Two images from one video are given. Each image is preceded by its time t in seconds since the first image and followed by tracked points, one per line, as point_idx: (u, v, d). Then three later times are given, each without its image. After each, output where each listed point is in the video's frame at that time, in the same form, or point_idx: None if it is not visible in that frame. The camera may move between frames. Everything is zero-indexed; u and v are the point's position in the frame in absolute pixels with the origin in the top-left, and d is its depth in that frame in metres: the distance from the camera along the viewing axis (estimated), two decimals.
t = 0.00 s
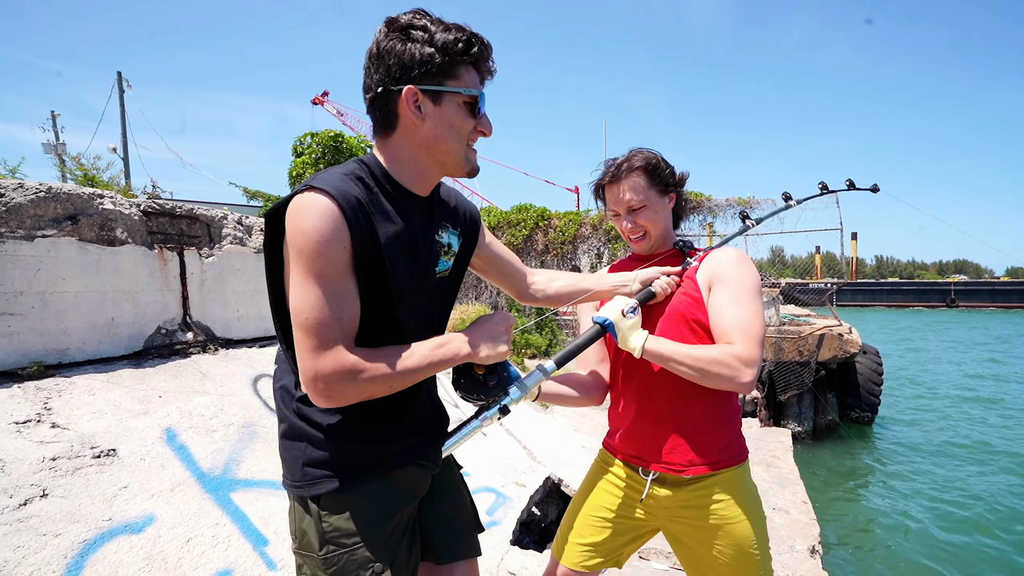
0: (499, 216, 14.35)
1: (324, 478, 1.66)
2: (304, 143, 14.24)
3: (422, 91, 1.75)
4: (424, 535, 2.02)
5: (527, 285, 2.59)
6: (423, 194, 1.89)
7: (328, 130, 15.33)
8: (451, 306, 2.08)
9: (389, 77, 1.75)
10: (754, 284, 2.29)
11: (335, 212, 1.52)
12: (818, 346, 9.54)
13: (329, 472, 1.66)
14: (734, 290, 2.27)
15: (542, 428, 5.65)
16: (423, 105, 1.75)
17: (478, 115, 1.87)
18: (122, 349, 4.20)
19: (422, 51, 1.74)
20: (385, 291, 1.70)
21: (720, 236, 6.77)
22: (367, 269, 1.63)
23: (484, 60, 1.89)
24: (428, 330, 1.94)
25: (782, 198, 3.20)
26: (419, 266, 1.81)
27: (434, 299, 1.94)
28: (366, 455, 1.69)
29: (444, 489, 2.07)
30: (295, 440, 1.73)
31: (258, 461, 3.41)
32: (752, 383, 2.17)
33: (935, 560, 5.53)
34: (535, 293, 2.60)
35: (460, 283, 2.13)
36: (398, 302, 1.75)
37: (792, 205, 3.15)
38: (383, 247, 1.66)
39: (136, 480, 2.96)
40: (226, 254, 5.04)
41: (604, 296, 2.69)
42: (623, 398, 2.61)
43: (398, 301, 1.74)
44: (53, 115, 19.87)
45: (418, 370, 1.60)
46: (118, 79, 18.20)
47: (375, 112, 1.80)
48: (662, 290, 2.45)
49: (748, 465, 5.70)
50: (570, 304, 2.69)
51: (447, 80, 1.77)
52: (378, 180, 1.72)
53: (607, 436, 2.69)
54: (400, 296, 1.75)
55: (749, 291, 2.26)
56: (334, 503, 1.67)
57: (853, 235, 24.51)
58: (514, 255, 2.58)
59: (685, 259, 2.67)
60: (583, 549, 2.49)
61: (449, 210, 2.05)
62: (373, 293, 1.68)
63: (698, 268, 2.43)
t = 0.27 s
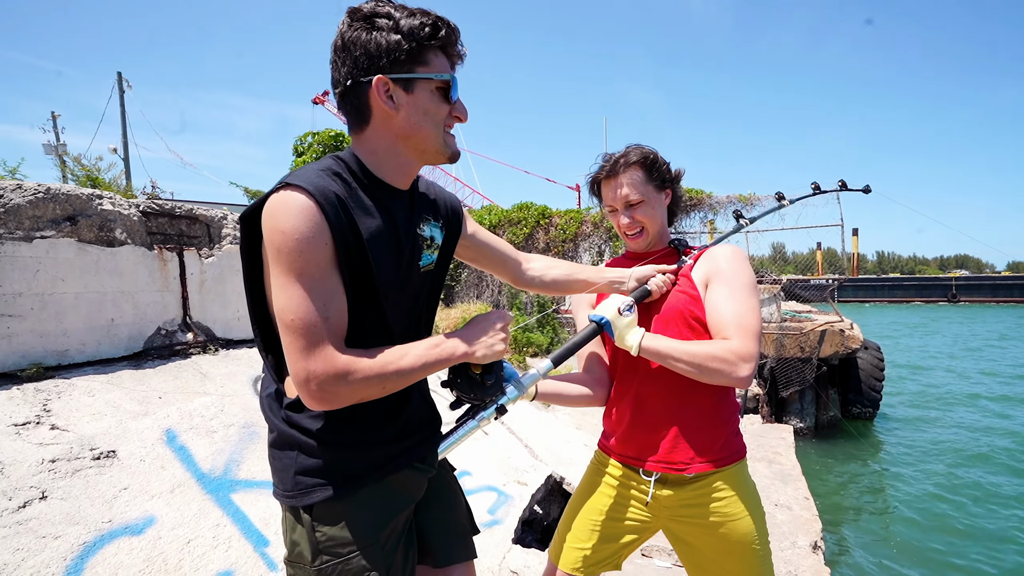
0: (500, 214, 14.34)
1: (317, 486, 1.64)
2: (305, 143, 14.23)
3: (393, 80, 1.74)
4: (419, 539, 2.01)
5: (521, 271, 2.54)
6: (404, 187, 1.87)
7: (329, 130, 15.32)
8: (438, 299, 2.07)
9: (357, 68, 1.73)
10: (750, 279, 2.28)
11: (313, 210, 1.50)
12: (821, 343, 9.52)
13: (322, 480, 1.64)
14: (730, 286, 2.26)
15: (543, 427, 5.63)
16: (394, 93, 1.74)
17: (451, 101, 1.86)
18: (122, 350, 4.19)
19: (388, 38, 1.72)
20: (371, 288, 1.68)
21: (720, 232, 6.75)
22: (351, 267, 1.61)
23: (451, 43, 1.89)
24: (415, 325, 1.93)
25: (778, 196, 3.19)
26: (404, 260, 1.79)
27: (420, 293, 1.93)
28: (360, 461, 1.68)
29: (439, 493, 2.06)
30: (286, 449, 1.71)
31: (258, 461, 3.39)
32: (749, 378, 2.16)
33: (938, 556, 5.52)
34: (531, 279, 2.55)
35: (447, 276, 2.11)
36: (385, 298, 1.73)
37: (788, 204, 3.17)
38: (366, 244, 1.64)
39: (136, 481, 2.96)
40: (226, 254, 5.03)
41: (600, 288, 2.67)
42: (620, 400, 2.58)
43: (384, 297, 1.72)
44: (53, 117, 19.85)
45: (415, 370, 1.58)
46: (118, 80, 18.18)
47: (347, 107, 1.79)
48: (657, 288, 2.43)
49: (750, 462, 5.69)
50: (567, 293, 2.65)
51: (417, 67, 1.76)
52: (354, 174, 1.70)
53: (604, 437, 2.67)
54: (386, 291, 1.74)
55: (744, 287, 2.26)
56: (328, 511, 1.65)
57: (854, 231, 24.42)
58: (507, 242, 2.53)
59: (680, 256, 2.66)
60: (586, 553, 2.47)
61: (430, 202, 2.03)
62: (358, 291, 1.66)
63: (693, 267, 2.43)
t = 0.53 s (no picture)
0: (500, 216, 14.35)
1: (306, 493, 1.65)
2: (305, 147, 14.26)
3: (367, 80, 1.76)
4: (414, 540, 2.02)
5: (516, 267, 2.54)
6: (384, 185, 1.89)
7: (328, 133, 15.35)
8: (428, 298, 2.08)
9: (331, 68, 1.75)
10: (748, 278, 2.29)
11: (292, 210, 1.52)
12: (822, 341, 9.51)
13: (310, 486, 1.65)
14: (727, 284, 2.27)
15: (545, 428, 5.63)
16: (370, 93, 1.76)
17: (428, 100, 1.88)
18: (123, 356, 4.21)
19: (360, 38, 1.74)
20: (356, 287, 1.69)
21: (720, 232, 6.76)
22: (334, 267, 1.62)
23: (425, 42, 1.91)
24: (405, 324, 1.93)
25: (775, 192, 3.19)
26: (390, 259, 1.80)
27: (409, 292, 1.93)
28: (349, 467, 1.69)
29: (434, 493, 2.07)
30: (274, 455, 1.72)
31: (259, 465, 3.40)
32: (746, 377, 2.17)
33: (943, 554, 5.50)
34: (526, 275, 2.55)
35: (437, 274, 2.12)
36: (371, 297, 1.74)
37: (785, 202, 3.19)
38: (349, 244, 1.65)
39: (138, 487, 2.97)
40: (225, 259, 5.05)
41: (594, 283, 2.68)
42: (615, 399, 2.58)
43: (371, 297, 1.73)
44: (53, 124, 19.90)
45: (403, 374, 1.58)
46: (117, 86, 18.22)
47: (321, 108, 1.81)
48: (654, 286, 2.43)
49: (752, 461, 5.68)
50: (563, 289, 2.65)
51: (391, 67, 1.78)
52: (335, 175, 1.72)
53: (599, 436, 2.67)
54: (372, 291, 1.75)
55: (741, 285, 2.26)
56: (317, 518, 1.67)
57: (856, 228, 24.38)
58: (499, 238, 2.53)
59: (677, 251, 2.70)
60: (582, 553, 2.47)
61: (415, 201, 2.04)
62: (344, 291, 1.67)
63: (692, 263, 2.42)
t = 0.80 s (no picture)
0: (503, 213, 14.34)
1: (299, 490, 1.65)
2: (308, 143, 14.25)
3: (354, 73, 1.75)
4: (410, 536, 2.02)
5: (515, 258, 2.54)
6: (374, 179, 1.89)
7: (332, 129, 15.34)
8: (423, 291, 2.07)
9: (317, 61, 1.75)
10: (745, 276, 2.28)
11: (278, 204, 1.51)
12: (823, 341, 9.49)
13: (303, 483, 1.65)
14: (725, 282, 2.26)
15: (545, 426, 5.63)
16: (356, 86, 1.76)
17: (417, 93, 1.88)
18: (124, 351, 4.21)
19: (346, 30, 1.73)
20: (348, 282, 1.68)
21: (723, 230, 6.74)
22: (324, 261, 1.62)
23: (413, 35, 1.90)
24: (400, 318, 1.93)
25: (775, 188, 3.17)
26: (383, 254, 1.80)
27: (404, 286, 1.93)
28: (342, 464, 1.68)
29: (429, 489, 2.06)
30: (267, 452, 1.71)
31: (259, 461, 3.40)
32: (743, 376, 2.17)
33: (943, 555, 5.49)
34: (525, 266, 2.56)
35: (432, 268, 2.12)
36: (364, 292, 1.73)
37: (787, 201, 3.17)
38: (339, 238, 1.64)
39: (137, 482, 2.97)
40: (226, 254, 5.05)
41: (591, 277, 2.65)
42: (614, 397, 2.57)
43: (364, 291, 1.73)
44: (57, 118, 19.90)
45: (395, 371, 1.57)
46: (119, 79, 18.15)
47: (308, 102, 1.80)
48: (654, 282, 2.41)
49: (752, 461, 5.67)
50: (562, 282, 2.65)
51: (378, 60, 1.78)
52: (324, 170, 1.72)
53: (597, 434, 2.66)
54: (365, 285, 1.74)
55: (738, 284, 2.25)
56: (310, 515, 1.66)
57: (859, 229, 24.30)
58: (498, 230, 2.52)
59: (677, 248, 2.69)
60: (576, 550, 2.46)
61: (410, 195, 2.04)
62: (335, 286, 1.67)
63: (691, 260, 2.41)
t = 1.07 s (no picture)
0: (503, 209, 14.33)
1: (297, 483, 1.64)
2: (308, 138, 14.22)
3: (348, 65, 1.74)
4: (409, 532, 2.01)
5: (519, 250, 2.52)
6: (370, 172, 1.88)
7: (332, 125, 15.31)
8: (421, 285, 2.06)
9: (312, 53, 1.74)
10: (748, 274, 2.26)
11: (272, 197, 1.49)
12: (823, 338, 9.48)
13: (302, 477, 1.64)
14: (727, 280, 2.24)
15: (545, 422, 5.63)
16: (350, 79, 1.75)
17: (412, 86, 1.85)
18: (122, 346, 4.20)
19: (341, 22, 1.72)
20: (345, 275, 1.67)
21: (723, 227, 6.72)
22: (321, 255, 1.61)
23: (409, 28, 1.88)
24: (398, 312, 1.92)
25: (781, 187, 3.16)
26: (380, 247, 1.78)
27: (401, 280, 1.92)
28: (341, 457, 1.68)
29: (429, 483, 2.06)
30: (265, 446, 1.70)
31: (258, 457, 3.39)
32: (744, 374, 2.15)
33: (941, 552, 5.50)
34: (528, 259, 2.54)
35: (430, 262, 2.10)
36: (362, 286, 1.72)
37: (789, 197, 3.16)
38: (335, 232, 1.63)
39: (136, 477, 2.97)
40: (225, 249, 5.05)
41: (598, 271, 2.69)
42: (615, 392, 2.57)
43: (361, 285, 1.72)
44: (56, 113, 19.84)
45: (394, 365, 1.56)
46: (119, 74, 18.08)
47: (304, 93, 1.80)
48: (656, 280, 2.42)
49: (752, 457, 5.67)
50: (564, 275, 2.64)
51: (372, 52, 1.76)
52: (321, 164, 1.71)
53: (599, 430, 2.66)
54: (362, 279, 1.73)
55: (741, 281, 2.23)
56: (309, 508, 1.65)
57: (859, 226, 24.25)
58: (501, 223, 2.51)
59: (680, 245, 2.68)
60: (578, 542, 2.46)
61: (407, 189, 2.02)
62: (331, 279, 1.66)
63: (694, 258, 2.39)
